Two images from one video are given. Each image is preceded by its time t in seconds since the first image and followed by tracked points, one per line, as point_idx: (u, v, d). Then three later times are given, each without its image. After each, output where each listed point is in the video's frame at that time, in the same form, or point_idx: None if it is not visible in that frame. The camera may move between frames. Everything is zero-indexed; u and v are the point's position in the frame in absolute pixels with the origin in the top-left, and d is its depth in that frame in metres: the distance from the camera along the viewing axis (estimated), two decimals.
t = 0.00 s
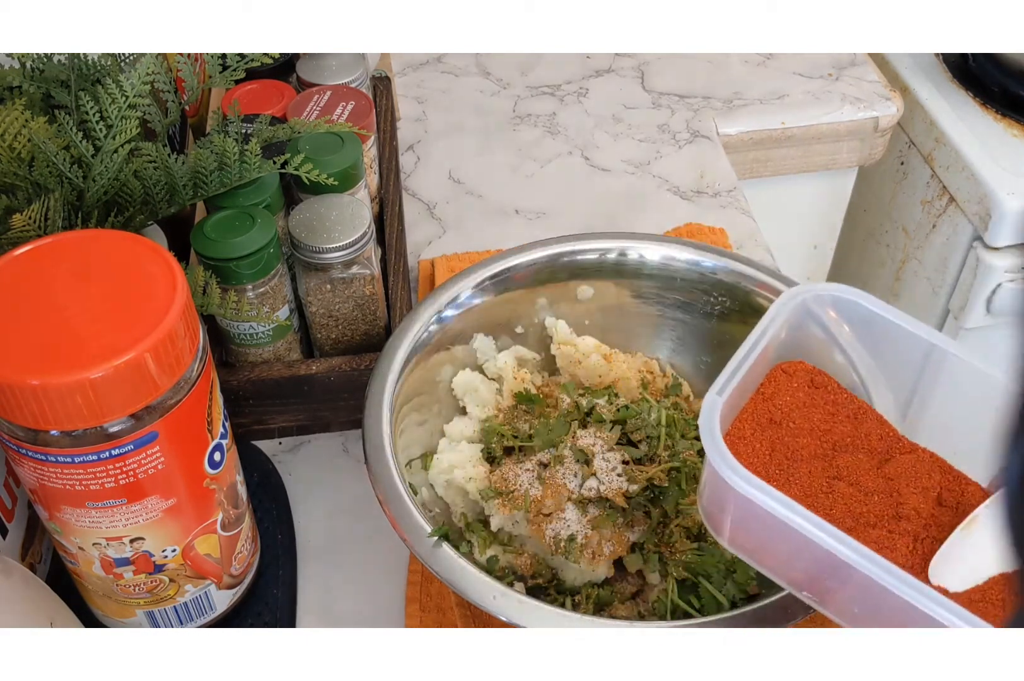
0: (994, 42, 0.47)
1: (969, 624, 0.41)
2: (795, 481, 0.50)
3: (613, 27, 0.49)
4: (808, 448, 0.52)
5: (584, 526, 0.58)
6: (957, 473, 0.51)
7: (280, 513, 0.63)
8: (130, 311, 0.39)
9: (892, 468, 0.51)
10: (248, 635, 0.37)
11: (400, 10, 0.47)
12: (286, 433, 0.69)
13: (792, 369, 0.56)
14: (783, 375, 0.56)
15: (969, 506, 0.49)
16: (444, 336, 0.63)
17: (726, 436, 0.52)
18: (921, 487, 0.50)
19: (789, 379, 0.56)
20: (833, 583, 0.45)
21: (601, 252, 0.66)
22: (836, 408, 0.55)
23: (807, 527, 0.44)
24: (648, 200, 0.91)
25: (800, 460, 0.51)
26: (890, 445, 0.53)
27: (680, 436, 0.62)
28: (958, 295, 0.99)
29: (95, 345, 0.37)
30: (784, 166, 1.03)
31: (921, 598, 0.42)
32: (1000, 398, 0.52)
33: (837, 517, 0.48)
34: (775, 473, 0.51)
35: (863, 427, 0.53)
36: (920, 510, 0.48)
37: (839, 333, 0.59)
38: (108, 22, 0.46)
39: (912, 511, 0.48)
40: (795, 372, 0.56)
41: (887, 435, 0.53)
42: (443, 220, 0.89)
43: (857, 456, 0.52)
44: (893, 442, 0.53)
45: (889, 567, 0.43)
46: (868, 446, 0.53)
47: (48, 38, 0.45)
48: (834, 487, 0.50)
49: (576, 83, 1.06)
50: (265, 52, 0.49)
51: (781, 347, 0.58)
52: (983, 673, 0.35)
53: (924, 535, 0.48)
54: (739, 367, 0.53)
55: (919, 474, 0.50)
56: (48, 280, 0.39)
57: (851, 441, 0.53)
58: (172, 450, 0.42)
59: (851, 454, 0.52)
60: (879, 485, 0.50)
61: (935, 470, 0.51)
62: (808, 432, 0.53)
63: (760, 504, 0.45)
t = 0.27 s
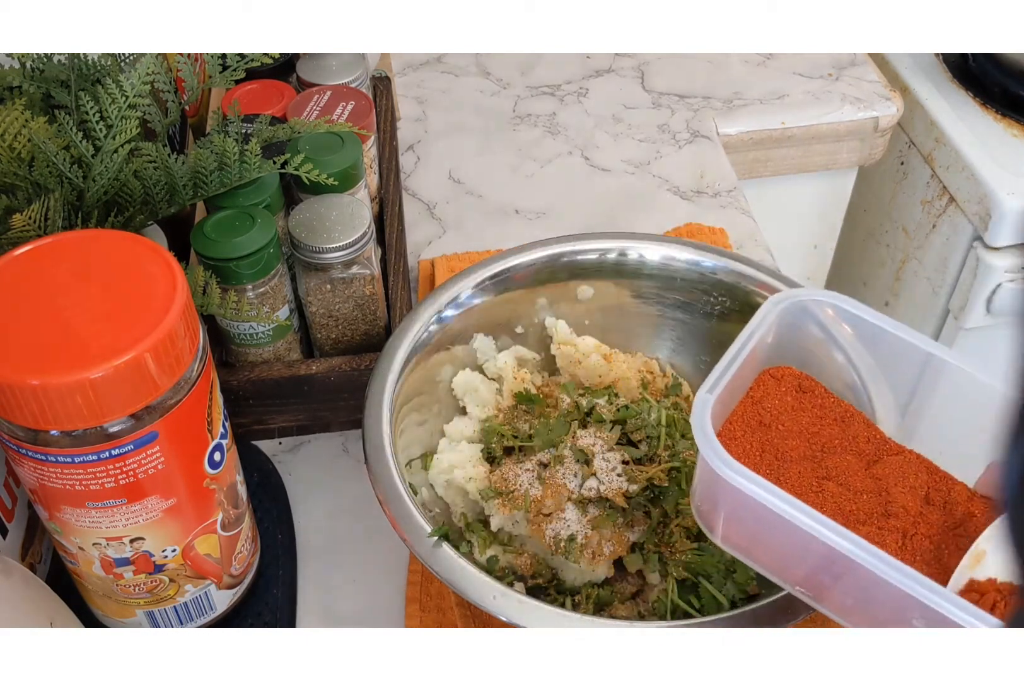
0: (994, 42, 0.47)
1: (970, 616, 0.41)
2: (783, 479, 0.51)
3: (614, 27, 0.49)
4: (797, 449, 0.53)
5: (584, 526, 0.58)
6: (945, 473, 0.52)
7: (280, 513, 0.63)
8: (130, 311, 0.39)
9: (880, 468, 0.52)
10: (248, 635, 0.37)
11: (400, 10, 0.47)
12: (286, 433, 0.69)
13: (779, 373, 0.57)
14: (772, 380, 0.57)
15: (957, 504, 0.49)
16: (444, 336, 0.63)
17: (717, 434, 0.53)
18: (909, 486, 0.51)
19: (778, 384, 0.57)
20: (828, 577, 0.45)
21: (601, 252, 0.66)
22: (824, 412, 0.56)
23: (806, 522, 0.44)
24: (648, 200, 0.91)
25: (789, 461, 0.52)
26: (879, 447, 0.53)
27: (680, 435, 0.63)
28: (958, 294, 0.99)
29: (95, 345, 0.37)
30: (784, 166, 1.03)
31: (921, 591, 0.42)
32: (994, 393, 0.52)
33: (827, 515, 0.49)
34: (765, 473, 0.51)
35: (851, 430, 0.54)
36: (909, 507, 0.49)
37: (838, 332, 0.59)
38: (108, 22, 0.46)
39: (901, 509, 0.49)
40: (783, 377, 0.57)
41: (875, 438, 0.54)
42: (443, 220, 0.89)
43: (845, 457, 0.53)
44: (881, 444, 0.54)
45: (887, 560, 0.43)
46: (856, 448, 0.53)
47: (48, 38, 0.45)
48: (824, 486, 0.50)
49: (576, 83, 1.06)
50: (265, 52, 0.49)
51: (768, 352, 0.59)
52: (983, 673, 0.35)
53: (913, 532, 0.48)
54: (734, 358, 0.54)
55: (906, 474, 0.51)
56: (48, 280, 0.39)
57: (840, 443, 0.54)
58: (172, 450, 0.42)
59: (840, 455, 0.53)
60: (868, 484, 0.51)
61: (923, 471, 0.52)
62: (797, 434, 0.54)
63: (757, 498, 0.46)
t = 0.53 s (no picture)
0: (994, 42, 0.47)
1: (963, 617, 0.41)
2: (774, 476, 0.51)
3: (614, 27, 0.49)
4: (788, 446, 0.53)
5: (584, 526, 0.58)
6: (935, 470, 0.52)
7: (280, 513, 0.63)
8: (130, 311, 0.39)
9: (870, 465, 0.52)
10: (248, 635, 0.37)
11: (401, 10, 0.47)
12: (286, 433, 0.69)
13: (771, 370, 0.57)
14: (763, 377, 0.57)
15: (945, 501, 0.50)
16: (444, 336, 0.63)
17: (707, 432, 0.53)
18: (899, 482, 0.51)
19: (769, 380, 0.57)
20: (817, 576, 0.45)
21: (601, 252, 0.66)
22: (815, 409, 0.56)
23: (799, 521, 0.44)
24: (648, 200, 0.91)
25: (780, 458, 0.52)
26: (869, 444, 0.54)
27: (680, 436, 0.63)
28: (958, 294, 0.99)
29: (95, 345, 0.37)
30: (784, 166, 1.03)
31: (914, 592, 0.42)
32: (994, 392, 0.52)
33: (817, 511, 0.49)
34: (756, 470, 0.51)
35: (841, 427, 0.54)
36: (897, 503, 0.49)
37: (837, 333, 0.59)
38: (108, 22, 0.46)
39: (889, 505, 0.49)
40: (774, 374, 0.57)
41: (865, 435, 0.54)
42: (443, 220, 0.89)
43: (836, 454, 0.53)
44: (872, 441, 0.54)
45: (880, 560, 0.43)
46: (847, 444, 0.54)
47: (48, 38, 0.45)
48: (814, 482, 0.51)
49: (576, 83, 1.06)
50: (266, 52, 0.49)
51: (759, 350, 0.59)
52: (983, 673, 0.35)
53: (902, 529, 0.49)
54: (725, 353, 0.54)
55: (896, 471, 0.51)
56: (48, 280, 0.39)
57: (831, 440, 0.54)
58: (172, 450, 0.42)
59: (830, 452, 0.53)
60: (859, 481, 0.51)
61: (913, 467, 0.52)
62: (788, 431, 0.54)
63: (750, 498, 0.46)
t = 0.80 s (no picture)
0: (994, 41, 0.47)
1: (960, 612, 0.41)
2: (773, 473, 0.51)
3: (614, 27, 0.49)
4: (787, 444, 0.53)
5: (584, 526, 0.58)
6: (933, 469, 0.52)
7: (280, 513, 0.63)
8: (131, 311, 0.39)
9: (869, 463, 0.52)
10: (248, 635, 0.37)
11: (401, 10, 0.47)
12: (286, 433, 0.69)
13: (770, 369, 0.57)
14: (762, 375, 0.57)
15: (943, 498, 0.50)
16: (444, 336, 0.63)
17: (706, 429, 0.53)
18: (897, 480, 0.51)
19: (768, 378, 0.57)
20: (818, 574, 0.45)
21: (601, 252, 0.66)
22: (814, 407, 0.56)
23: (799, 518, 0.44)
24: (648, 200, 0.91)
25: (779, 456, 0.52)
26: (868, 442, 0.54)
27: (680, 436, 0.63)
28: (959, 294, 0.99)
29: (95, 345, 0.37)
30: (784, 166, 1.03)
31: (914, 589, 0.42)
32: (995, 391, 0.52)
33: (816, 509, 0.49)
34: (755, 468, 0.51)
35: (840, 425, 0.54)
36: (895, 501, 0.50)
37: (837, 333, 0.59)
38: (108, 22, 0.46)
39: (887, 503, 0.49)
40: (774, 373, 0.57)
41: (864, 433, 0.54)
42: (443, 221, 0.89)
43: (835, 452, 0.53)
44: (871, 440, 0.54)
45: (880, 558, 0.43)
46: (846, 443, 0.54)
47: (49, 38, 0.45)
48: (812, 480, 0.51)
49: (576, 83, 1.06)
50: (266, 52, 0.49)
51: (758, 348, 0.59)
52: (982, 673, 0.35)
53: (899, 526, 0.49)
54: (725, 351, 0.54)
55: (895, 468, 0.52)
56: (48, 280, 0.39)
57: (830, 438, 0.54)
58: (172, 450, 0.42)
59: (829, 450, 0.53)
60: (857, 479, 0.51)
61: (912, 466, 0.52)
62: (787, 429, 0.54)
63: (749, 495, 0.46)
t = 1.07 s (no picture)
0: (995, 41, 0.47)
1: (962, 612, 0.41)
2: (773, 475, 0.51)
3: (614, 27, 0.49)
4: (786, 445, 0.53)
5: (584, 526, 0.58)
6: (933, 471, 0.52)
7: (280, 513, 0.63)
8: (131, 311, 0.39)
9: (869, 464, 0.52)
10: (248, 635, 0.37)
11: (401, 10, 0.47)
12: (286, 433, 0.69)
13: (770, 370, 0.57)
14: (762, 377, 0.57)
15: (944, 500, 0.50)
16: (444, 336, 0.63)
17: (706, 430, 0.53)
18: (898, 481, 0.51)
19: (768, 379, 0.57)
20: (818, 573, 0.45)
21: (601, 252, 0.66)
22: (814, 409, 0.56)
23: (798, 518, 0.44)
24: (648, 200, 0.91)
25: (778, 458, 0.52)
26: (867, 443, 0.54)
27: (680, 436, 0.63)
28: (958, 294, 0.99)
29: (95, 345, 0.37)
30: (784, 166, 1.03)
31: (913, 587, 0.42)
32: (995, 392, 0.52)
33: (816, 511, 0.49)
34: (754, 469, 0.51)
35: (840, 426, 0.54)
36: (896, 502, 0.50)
37: (837, 333, 0.59)
38: (108, 22, 0.46)
39: (888, 504, 0.50)
40: (774, 374, 0.57)
41: (864, 434, 0.54)
42: (443, 221, 0.89)
43: (835, 454, 0.53)
44: (871, 441, 0.54)
45: (879, 556, 0.43)
46: (845, 444, 0.54)
47: (49, 38, 0.45)
48: (812, 482, 0.51)
49: (576, 83, 1.06)
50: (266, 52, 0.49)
51: (758, 348, 0.59)
52: (981, 673, 0.35)
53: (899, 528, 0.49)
54: (726, 351, 0.54)
55: (895, 469, 0.52)
56: (48, 280, 0.39)
57: (829, 439, 0.54)
58: (172, 450, 0.42)
59: (828, 452, 0.53)
60: (857, 481, 0.51)
61: (910, 467, 0.52)
62: (787, 430, 0.54)
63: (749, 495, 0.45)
